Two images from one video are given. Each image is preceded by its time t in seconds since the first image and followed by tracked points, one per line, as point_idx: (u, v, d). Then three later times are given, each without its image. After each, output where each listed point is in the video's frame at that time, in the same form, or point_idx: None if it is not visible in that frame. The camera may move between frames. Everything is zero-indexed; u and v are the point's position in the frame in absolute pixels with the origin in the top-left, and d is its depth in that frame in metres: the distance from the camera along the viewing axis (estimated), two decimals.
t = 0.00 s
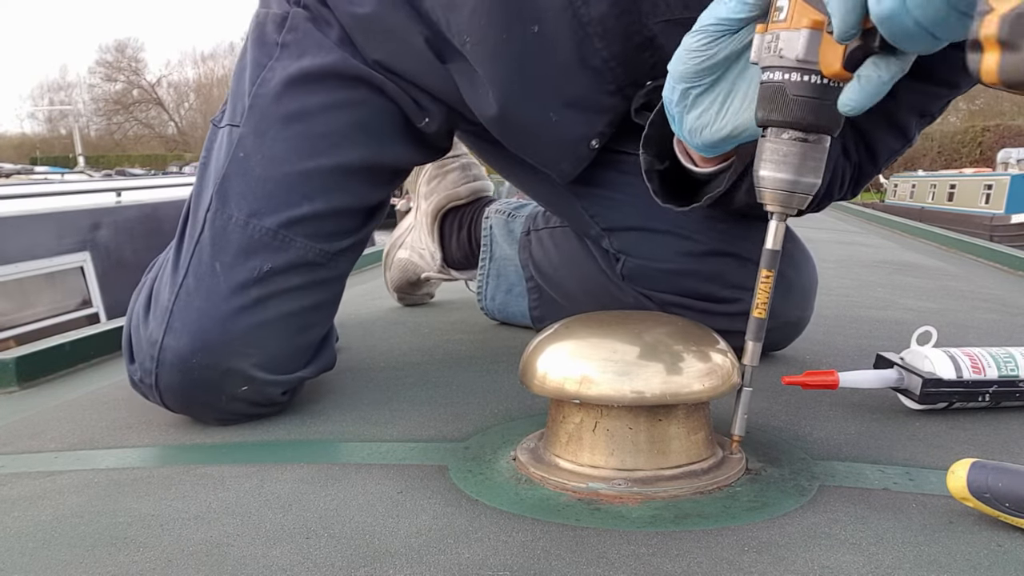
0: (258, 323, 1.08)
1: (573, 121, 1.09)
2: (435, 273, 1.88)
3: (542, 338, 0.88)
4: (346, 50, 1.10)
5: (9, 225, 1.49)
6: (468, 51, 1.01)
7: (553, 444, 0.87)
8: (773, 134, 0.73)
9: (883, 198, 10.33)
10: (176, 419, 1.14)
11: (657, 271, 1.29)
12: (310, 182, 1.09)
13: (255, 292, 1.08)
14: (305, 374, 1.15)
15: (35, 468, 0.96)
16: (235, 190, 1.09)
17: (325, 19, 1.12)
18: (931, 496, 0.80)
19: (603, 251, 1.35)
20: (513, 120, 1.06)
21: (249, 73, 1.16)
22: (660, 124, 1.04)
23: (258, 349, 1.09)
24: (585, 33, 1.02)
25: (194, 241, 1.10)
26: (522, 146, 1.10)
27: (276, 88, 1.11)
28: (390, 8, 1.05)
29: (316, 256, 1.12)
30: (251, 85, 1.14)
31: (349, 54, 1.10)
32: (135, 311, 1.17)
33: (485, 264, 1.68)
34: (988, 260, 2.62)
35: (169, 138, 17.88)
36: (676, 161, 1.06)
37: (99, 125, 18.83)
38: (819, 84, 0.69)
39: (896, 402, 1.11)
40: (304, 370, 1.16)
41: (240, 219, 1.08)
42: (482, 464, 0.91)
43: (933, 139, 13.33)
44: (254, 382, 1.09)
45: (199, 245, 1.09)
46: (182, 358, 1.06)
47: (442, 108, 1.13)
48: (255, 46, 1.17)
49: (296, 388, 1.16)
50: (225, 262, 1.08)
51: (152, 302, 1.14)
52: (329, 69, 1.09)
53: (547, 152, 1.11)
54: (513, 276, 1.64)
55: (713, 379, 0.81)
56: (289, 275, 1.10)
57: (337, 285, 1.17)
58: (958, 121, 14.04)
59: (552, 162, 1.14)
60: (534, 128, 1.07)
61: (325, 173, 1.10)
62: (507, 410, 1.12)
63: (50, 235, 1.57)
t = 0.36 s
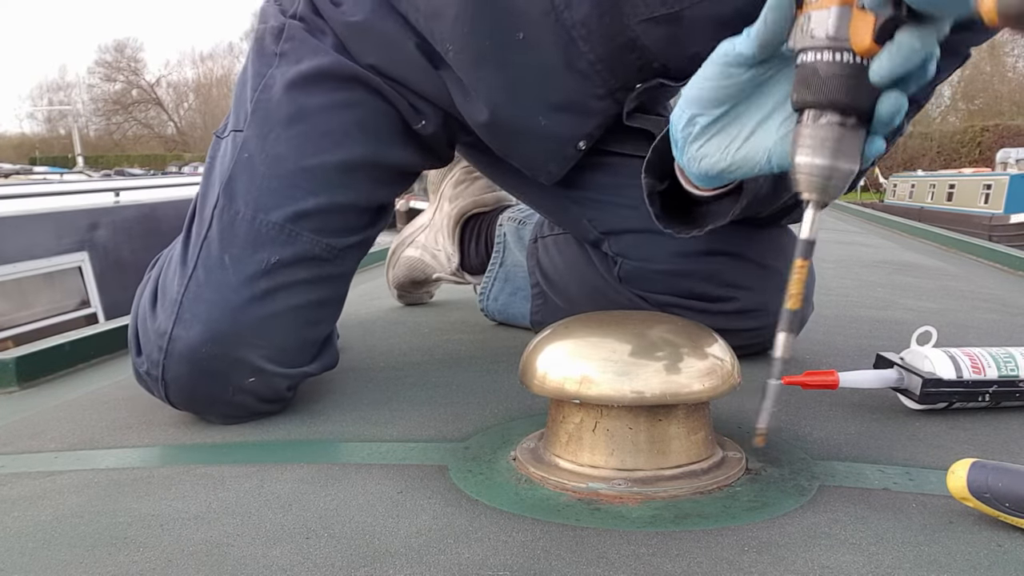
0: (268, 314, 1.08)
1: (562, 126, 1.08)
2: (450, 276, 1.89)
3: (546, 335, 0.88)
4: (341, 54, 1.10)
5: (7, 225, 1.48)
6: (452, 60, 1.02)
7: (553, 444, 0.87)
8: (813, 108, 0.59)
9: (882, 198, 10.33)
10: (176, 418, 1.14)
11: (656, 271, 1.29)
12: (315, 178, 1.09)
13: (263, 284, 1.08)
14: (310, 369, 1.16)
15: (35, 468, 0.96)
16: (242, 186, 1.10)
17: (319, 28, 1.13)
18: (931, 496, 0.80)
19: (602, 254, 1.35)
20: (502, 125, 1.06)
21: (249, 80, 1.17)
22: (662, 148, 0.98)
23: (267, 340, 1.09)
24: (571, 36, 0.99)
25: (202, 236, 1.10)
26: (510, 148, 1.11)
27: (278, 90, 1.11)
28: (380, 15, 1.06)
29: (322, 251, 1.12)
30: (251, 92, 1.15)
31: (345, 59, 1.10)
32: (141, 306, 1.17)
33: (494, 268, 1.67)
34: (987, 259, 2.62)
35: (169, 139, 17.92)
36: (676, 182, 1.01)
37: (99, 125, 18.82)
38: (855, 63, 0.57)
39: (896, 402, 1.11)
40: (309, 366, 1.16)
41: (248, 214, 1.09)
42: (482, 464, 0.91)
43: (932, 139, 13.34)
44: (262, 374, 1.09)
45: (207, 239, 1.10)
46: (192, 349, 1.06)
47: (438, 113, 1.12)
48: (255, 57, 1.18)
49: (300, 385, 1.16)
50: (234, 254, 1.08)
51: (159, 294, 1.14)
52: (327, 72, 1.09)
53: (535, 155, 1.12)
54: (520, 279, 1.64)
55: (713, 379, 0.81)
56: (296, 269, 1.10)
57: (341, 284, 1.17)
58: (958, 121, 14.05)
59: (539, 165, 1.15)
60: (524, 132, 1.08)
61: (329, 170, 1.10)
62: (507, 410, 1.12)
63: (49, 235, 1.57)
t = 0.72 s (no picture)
0: (266, 314, 1.08)
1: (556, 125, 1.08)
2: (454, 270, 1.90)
3: (546, 335, 0.88)
4: (336, 57, 1.10)
5: (6, 225, 1.48)
6: (438, 59, 1.02)
7: (554, 444, 0.87)
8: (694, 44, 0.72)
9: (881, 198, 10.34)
10: (177, 418, 1.14)
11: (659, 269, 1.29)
12: (312, 179, 1.10)
13: (262, 284, 1.08)
14: (309, 369, 1.15)
15: (35, 468, 0.96)
16: (240, 188, 1.10)
17: (315, 33, 1.13)
18: (931, 496, 0.80)
19: (605, 254, 1.34)
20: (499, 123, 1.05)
21: (246, 89, 1.17)
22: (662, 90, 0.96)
23: (266, 340, 1.09)
24: (559, 36, 1.00)
25: (200, 237, 1.10)
26: (508, 147, 1.10)
27: (275, 93, 1.11)
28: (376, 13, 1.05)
29: (320, 250, 1.12)
30: (249, 98, 1.15)
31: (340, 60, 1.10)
32: (139, 308, 1.17)
33: (494, 261, 1.70)
34: (987, 259, 2.62)
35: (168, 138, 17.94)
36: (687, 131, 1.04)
37: (98, 125, 18.81)
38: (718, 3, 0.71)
39: (896, 402, 1.11)
40: (308, 366, 1.16)
41: (246, 215, 1.09)
42: (482, 463, 0.91)
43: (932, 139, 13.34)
44: (261, 373, 1.08)
45: (206, 241, 1.09)
46: (190, 349, 1.05)
47: (434, 112, 1.11)
48: (252, 65, 1.19)
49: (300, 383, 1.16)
50: (232, 255, 1.08)
51: (157, 296, 1.14)
52: (322, 73, 1.09)
53: (532, 153, 1.12)
54: (521, 274, 1.66)
55: (713, 379, 0.81)
56: (295, 269, 1.10)
57: (339, 283, 1.17)
58: (957, 120, 14.05)
59: (535, 164, 1.14)
60: (519, 130, 1.07)
61: (327, 170, 1.10)
62: (507, 410, 1.12)
63: (47, 235, 1.57)
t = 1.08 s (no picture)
0: (264, 313, 1.08)
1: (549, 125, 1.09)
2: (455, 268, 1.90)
3: (546, 335, 0.88)
4: (330, 59, 1.10)
5: (5, 225, 1.48)
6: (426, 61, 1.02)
7: (553, 444, 0.87)
8: (649, 107, 0.78)
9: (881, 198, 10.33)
10: (176, 418, 1.14)
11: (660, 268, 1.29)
12: (308, 179, 1.10)
13: (258, 283, 1.08)
14: (308, 368, 1.15)
15: (34, 468, 0.96)
16: (235, 188, 1.09)
17: (308, 36, 1.12)
18: (931, 496, 0.80)
19: (603, 256, 1.35)
20: (491, 125, 1.06)
21: (242, 91, 1.17)
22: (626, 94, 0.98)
23: (264, 339, 1.09)
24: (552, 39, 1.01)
25: (197, 238, 1.10)
26: (502, 148, 1.10)
27: (269, 96, 1.11)
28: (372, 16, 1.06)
29: (316, 250, 1.12)
30: (244, 100, 1.15)
31: (333, 61, 1.10)
32: (137, 309, 1.17)
33: (494, 262, 1.71)
34: (987, 259, 2.62)
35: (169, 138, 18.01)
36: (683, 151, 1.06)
37: (97, 126, 18.81)
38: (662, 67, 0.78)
39: (896, 402, 1.11)
40: (307, 365, 1.16)
41: (242, 215, 1.09)
42: (482, 463, 0.91)
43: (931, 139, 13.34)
44: (259, 373, 1.08)
45: (202, 241, 1.09)
46: (188, 350, 1.05)
47: (428, 111, 1.12)
48: (247, 68, 1.19)
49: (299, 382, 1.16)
50: (227, 255, 1.08)
51: (154, 297, 1.14)
52: (318, 75, 1.09)
53: (526, 152, 1.12)
54: (522, 273, 1.67)
55: (713, 379, 0.81)
56: (291, 268, 1.11)
57: (338, 282, 1.18)
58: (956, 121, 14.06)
59: (529, 162, 1.15)
60: (512, 129, 1.08)
61: (322, 170, 1.10)
62: (507, 410, 1.12)
63: (46, 235, 1.57)
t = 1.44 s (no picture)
0: (265, 313, 1.08)
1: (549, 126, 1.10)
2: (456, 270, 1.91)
3: (547, 335, 0.88)
4: (333, 60, 1.11)
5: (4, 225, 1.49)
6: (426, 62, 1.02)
7: (553, 444, 0.87)
8: (655, 133, 0.81)
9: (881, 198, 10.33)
10: (176, 419, 1.14)
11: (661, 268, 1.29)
12: (310, 179, 1.10)
13: (260, 284, 1.08)
14: (309, 368, 1.15)
15: (34, 468, 0.96)
16: (237, 188, 1.09)
17: (311, 38, 1.14)
18: (931, 496, 0.80)
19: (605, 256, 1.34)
20: (494, 127, 1.06)
21: (243, 92, 1.18)
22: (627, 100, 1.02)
23: (265, 340, 1.09)
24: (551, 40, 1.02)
25: (198, 238, 1.10)
26: (503, 150, 1.11)
27: (273, 96, 1.12)
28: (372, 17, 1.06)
29: (318, 250, 1.12)
30: (246, 102, 1.15)
31: (336, 63, 1.11)
32: (138, 309, 1.17)
33: (494, 261, 1.69)
34: (986, 259, 2.62)
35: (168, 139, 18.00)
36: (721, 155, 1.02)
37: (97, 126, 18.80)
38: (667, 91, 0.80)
39: (896, 402, 1.11)
40: (308, 365, 1.16)
41: (244, 215, 1.08)
42: (482, 463, 0.91)
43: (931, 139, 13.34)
44: (260, 372, 1.07)
45: (204, 241, 1.09)
46: (189, 350, 1.05)
47: (431, 112, 1.14)
48: (249, 70, 1.19)
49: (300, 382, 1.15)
50: (229, 255, 1.08)
51: (155, 297, 1.13)
52: (321, 76, 1.10)
53: (526, 153, 1.12)
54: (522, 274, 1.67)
55: (713, 379, 0.81)
56: (293, 268, 1.11)
57: (339, 282, 1.18)
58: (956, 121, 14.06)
59: (529, 165, 1.15)
60: (513, 131, 1.08)
61: (325, 171, 1.10)
62: (507, 410, 1.12)
63: (45, 235, 1.57)
